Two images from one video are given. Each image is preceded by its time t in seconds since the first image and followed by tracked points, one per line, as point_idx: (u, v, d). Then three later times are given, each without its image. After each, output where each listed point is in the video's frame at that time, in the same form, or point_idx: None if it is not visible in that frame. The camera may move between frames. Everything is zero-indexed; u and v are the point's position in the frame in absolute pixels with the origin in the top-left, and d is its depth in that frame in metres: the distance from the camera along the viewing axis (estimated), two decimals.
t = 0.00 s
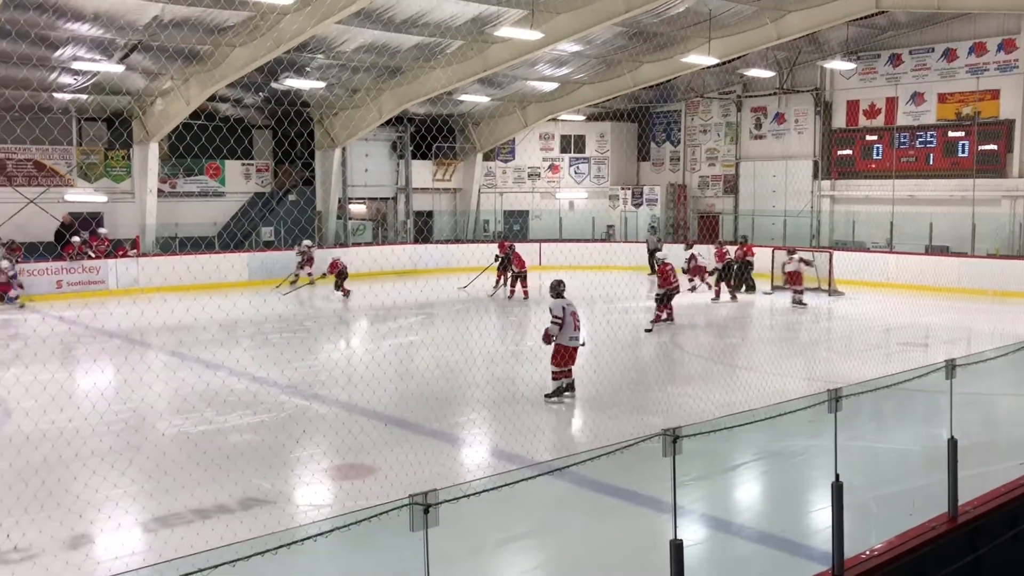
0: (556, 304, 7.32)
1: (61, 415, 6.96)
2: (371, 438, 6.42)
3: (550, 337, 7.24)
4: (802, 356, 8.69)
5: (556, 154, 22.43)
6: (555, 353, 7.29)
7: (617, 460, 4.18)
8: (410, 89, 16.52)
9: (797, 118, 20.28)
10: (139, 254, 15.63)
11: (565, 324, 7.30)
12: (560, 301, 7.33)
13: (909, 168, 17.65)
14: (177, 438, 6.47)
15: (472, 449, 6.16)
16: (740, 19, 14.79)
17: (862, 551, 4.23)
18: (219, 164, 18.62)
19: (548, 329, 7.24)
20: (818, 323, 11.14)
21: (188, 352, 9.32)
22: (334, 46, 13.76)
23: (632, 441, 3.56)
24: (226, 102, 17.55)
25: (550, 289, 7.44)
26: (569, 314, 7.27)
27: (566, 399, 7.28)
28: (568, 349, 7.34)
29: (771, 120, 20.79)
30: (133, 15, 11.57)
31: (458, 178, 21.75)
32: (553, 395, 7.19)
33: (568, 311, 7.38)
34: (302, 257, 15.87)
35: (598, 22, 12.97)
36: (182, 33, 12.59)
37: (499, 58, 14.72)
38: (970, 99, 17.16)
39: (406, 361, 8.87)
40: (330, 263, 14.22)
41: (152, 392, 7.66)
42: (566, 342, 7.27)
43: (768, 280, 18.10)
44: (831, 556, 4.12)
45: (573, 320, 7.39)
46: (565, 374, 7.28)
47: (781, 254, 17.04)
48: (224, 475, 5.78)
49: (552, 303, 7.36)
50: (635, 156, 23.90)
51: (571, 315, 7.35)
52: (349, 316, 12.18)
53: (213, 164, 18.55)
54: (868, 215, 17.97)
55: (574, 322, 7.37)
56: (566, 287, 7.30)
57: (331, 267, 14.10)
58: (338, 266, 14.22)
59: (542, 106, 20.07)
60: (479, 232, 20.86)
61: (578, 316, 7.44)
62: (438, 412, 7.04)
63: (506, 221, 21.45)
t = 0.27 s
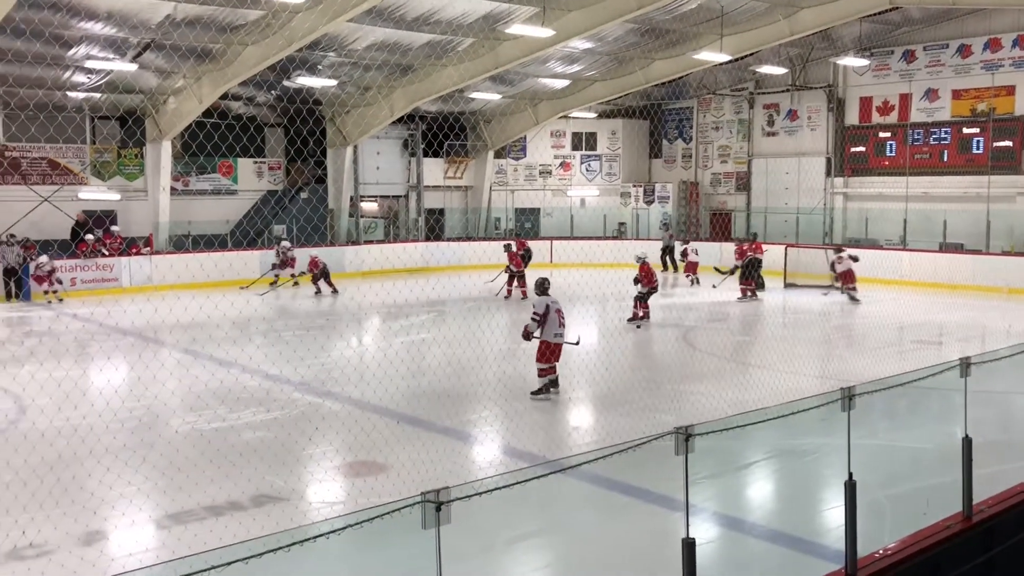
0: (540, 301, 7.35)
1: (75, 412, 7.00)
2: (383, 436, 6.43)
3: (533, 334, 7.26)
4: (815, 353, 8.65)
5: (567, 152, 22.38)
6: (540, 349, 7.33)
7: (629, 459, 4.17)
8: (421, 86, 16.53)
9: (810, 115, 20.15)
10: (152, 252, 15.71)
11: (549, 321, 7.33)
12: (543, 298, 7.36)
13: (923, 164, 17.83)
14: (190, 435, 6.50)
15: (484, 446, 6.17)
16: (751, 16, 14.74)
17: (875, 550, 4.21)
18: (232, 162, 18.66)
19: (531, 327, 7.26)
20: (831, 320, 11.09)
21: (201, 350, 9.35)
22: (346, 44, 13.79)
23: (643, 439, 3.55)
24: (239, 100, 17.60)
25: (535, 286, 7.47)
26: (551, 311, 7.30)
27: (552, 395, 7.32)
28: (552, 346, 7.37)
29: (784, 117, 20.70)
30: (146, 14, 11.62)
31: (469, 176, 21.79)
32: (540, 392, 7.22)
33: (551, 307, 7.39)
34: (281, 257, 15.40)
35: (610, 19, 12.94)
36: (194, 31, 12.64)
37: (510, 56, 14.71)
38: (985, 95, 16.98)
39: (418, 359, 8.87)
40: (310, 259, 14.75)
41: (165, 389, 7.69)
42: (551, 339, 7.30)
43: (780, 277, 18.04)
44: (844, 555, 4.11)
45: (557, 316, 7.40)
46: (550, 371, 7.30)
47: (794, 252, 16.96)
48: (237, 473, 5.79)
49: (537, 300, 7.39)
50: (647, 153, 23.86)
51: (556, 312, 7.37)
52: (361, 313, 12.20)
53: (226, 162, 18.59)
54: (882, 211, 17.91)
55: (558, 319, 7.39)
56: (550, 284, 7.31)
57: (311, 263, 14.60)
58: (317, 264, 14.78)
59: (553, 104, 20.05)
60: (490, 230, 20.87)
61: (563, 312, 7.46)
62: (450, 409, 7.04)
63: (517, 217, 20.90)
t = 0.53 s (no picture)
0: (524, 298, 7.33)
1: (87, 407, 7.03)
2: (393, 432, 6.43)
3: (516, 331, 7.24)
4: (827, 351, 8.61)
5: (578, 148, 22.34)
6: (523, 346, 7.33)
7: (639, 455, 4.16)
8: (432, 82, 16.52)
9: (822, 111, 20.04)
10: (164, 248, 15.79)
11: (533, 318, 7.31)
12: (528, 295, 7.33)
13: (936, 161, 17.73)
14: (202, 430, 6.52)
15: (494, 442, 6.16)
16: (763, 11, 14.69)
17: (888, 548, 4.18)
18: (243, 158, 18.73)
19: (513, 323, 7.24)
20: (843, 317, 11.05)
21: (212, 345, 9.39)
22: (357, 39, 13.79)
23: (654, 435, 3.54)
24: (250, 96, 17.64)
25: (521, 281, 7.44)
26: (535, 309, 7.27)
27: (534, 391, 7.34)
28: (536, 342, 7.36)
29: (796, 113, 20.60)
30: (158, 10, 11.65)
31: (480, 172, 21.82)
32: (522, 389, 7.24)
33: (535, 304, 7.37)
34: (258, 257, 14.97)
35: (620, 14, 12.91)
36: (206, 27, 12.68)
37: (521, 52, 14.69)
38: (999, 91, 16.82)
39: (428, 355, 8.88)
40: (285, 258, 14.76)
41: (177, 384, 7.72)
42: (534, 336, 7.28)
43: (792, 274, 17.96)
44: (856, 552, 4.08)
45: (542, 313, 7.38)
46: (532, 368, 7.30)
47: (805, 248, 16.88)
48: (247, 468, 5.80)
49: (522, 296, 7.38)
50: (658, 149, 23.81)
51: (540, 309, 7.34)
52: (372, 309, 12.22)
53: (237, 158, 18.65)
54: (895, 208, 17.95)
55: (543, 316, 7.36)
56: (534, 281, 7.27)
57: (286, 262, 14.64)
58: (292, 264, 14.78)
59: (564, 100, 20.02)
60: (501, 226, 20.88)
61: (549, 309, 7.43)
62: (460, 405, 7.04)
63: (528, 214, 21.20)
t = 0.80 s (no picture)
0: (503, 294, 7.30)
1: (96, 398, 7.07)
2: (401, 424, 6.45)
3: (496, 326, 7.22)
4: (835, 346, 8.60)
5: (587, 141, 22.32)
6: (502, 341, 7.35)
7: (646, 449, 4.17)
8: (440, 75, 16.49)
9: (832, 104, 19.95)
10: (173, 239, 15.85)
11: (511, 314, 7.30)
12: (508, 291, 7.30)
13: (946, 155, 17.56)
14: (210, 422, 6.54)
15: (503, 435, 6.18)
16: (773, 5, 14.62)
17: (895, 544, 4.22)
18: (252, 151, 18.70)
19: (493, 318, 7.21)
20: (852, 312, 11.03)
21: (220, 337, 9.41)
22: (366, 32, 13.77)
23: (661, 430, 3.57)
24: (258, 88, 17.65)
25: (503, 276, 7.40)
26: (514, 305, 7.24)
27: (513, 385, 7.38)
28: (515, 338, 7.36)
29: (806, 107, 20.52)
30: (167, 3, 11.66)
31: (488, 165, 21.80)
32: (502, 382, 7.27)
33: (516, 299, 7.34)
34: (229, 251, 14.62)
35: (630, 7, 12.87)
36: (215, 20, 12.69)
37: (530, 45, 14.67)
38: (1011, 85, 16.72)
39: (435, 348, 8.90)
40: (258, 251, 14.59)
41: (185, 376, 7.75)
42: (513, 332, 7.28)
43: (801, 268, 17.88)
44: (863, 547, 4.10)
45: (522, 309, 7.35)
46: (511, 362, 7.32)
47: (814, 243, 16.81)
48: (255, 460, 5.83)
49: (504, 291, 7.35)
50: (667, 142, 23.76)
51: (520, 305, 7.30)
52: (379, 302, 12.23)
53: (245, 151, 18.65)
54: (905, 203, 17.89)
55: (522, 312, 7.34)
56: (514, 278, 7.23)
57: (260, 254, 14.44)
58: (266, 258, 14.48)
59: (572, 93, 19.97)
60: (509, 219, 20.87)
61: (530, 306, 7.38)
62: (468, 398, 7.06)
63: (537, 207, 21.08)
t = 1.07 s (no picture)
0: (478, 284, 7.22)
1: (103, 387, 7.10)
2: (406, 415, 6.46)
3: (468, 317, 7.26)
4: (841, 339, 8.58)
5: (594, 133, 22.29)
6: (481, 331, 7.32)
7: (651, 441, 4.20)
8: (447, 66, 16.46)
9: (840, 96, 19.80)
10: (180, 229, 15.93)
11: (484, 304, 7.23)
12: (482, 281, 7.21)
13: (955, 148, 17.55)
14: (216, 411, 6.56)
15: (507, 427, 6.18)
16: None
17: (899, 537, 4.20)
18: (258, 141, 18.78)
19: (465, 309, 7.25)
20: (859, 305, 11.00)
21: (226, 327, 9.44)
22: (373, 22, 13.74)
23: (666, 422, 3.56)
24: (265, 78, 17.59)
25: (486, 266, 7.32)
26: (483, 296, 7.16)
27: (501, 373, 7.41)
28: (491, 329, 7.28)
29: (814, 99, 20.45)
30: None
31: (495, 156, 21.77)
32: (479, 371, 7.37)
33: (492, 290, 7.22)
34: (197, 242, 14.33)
35: None
36: (222, 10, 12.68)
37: (537, 36, 14.63)
38: (1021, 78, 16.63)
39: (441, 338, 8.91)
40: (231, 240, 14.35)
41: (192, 366, 7.78)
42: (483, 324, 7.22)
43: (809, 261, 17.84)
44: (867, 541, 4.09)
45: (495, 300, 7.23)
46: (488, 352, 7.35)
47: (822, 236, 16.77)
48: (261, 449, 5.85)
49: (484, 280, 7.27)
50: (675, 134, 23.71)
51: (492, 296, 7.19)
52: (386, 293, 12.25)
53: (252, 141, 18.71)
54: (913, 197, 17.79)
55: (496, 303, 7.22)
56: (485, 269, 7.11)
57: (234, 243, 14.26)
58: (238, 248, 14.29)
59: (580, 84, 19.92)
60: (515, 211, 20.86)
61: (505, 296, 7.20)
62: (472, 389, 7.07)
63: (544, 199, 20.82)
